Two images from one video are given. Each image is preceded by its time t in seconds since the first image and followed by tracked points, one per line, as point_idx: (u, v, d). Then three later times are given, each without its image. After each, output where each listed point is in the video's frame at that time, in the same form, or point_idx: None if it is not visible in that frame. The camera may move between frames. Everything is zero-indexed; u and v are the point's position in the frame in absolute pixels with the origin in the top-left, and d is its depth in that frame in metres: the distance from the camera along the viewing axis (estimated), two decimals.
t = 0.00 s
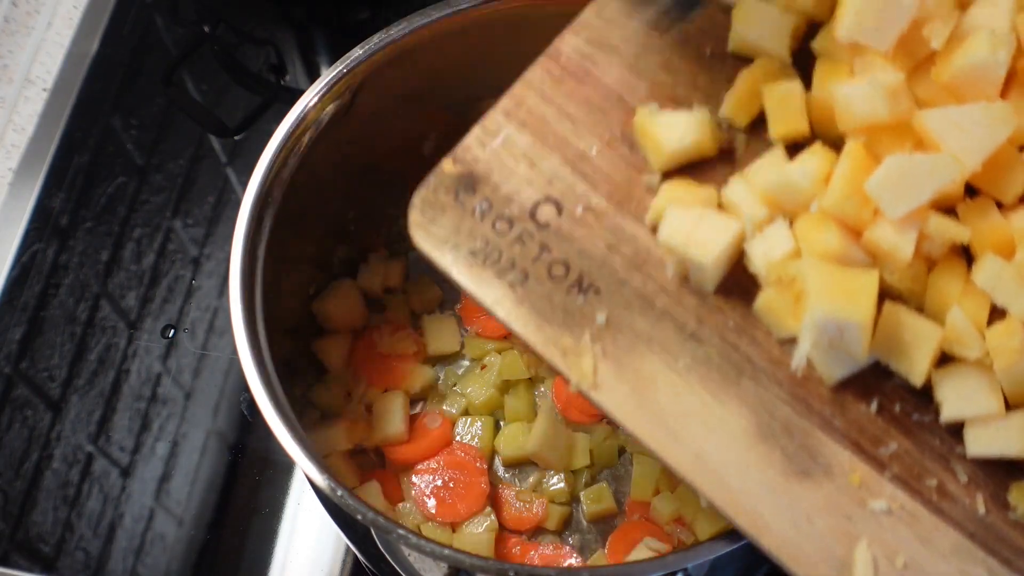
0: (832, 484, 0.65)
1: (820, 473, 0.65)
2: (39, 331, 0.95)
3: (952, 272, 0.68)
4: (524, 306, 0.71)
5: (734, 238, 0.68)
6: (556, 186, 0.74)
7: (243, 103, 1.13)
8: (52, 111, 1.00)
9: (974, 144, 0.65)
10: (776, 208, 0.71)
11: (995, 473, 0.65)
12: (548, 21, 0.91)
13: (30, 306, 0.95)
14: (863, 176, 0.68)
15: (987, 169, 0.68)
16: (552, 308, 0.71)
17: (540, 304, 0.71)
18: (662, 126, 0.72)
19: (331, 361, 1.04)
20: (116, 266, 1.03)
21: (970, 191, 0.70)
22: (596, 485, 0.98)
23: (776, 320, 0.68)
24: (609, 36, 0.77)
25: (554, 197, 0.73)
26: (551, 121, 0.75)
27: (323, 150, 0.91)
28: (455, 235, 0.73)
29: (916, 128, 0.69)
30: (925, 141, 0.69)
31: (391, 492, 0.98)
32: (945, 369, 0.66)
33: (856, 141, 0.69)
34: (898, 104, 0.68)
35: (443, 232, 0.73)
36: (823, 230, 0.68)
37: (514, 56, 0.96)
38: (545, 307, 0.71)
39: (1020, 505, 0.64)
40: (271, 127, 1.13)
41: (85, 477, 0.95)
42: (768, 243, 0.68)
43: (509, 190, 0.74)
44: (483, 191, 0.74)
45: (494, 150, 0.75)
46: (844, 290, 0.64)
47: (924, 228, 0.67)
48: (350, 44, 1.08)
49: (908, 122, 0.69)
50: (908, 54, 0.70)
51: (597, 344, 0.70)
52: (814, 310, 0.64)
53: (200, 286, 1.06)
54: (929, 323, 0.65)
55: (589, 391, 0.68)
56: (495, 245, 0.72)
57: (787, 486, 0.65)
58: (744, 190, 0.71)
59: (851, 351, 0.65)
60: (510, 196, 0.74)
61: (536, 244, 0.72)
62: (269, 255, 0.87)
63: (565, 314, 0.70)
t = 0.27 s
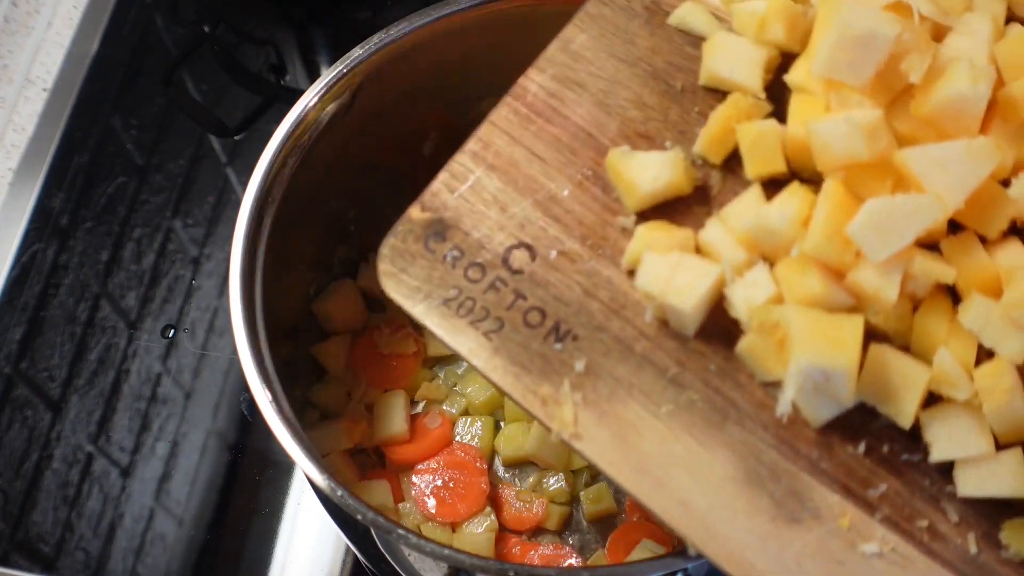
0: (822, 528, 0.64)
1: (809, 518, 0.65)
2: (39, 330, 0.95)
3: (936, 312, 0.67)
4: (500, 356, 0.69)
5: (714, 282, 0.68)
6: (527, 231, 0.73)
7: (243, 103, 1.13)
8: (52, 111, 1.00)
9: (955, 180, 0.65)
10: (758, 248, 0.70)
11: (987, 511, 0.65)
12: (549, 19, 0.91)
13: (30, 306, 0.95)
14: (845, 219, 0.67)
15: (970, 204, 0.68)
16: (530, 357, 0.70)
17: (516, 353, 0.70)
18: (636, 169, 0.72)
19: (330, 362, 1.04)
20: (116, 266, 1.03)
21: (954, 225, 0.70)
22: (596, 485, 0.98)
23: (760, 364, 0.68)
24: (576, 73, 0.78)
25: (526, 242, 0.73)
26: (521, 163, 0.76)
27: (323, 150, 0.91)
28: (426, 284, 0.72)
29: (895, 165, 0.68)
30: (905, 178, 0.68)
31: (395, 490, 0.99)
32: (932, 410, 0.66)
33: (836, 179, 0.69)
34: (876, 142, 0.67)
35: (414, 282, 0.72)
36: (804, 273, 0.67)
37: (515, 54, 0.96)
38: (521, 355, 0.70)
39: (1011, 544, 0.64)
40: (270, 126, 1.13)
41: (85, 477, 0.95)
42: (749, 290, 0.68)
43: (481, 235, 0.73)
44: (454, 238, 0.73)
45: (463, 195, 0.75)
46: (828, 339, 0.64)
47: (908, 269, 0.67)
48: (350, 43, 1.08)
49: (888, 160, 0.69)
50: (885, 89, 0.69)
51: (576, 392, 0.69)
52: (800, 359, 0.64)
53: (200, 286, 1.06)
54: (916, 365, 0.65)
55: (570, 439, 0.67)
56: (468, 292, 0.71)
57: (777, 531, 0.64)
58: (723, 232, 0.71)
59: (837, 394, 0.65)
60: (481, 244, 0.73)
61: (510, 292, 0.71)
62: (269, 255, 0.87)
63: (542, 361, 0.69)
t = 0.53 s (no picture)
0: (799, 507, 0.65)
1: (786, 497, 0.65)
2: (39, 331, 0.95)
3: (913, 291, 0.68)
4: (483, 333, 0.70)
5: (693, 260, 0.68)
6: (512, 210, 0.73)
7: (244, 103, 1.13)
8: (52, 112, 1.00)
9: (930, 161, 0.65)
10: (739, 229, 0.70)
11: (962, 490, 0.66)
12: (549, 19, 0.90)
13: (30, 306, 0.95)
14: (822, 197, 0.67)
15: (947, 185, 0.68)
16: (514, 335, 0.70)
17: (498, 331, 0.70)
18: (619, 149, 0.72)
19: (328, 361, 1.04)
20: (116, 266, 1.03)
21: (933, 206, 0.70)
22: (596, 485, 0.98)
23: (737, 342, 0.68)
24: (561, 53, 0.78)
25: (510, 220, 0.73)
26: (507, 143, 0.75)
27: (322, 150, 0.91)
28: (412, 262, 0.72)
29: (872, 145, 0.68)
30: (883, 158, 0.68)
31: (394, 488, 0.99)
32: (908, 388, 0.66)
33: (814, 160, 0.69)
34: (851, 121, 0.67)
35: (401, 260, 0.72)
36: (781, 252, 0.67)
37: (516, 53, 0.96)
38: (504, 333, 0.70)
39: (986, 524, 0.64)
40: (270, 126, 1.12)
41: (85, 477, 0.95)
42: (726, 269, 0.68)
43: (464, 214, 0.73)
44: (438, 217, 0.73)
45: (448, 174, 0.74)
46: (804, 316, 0.64)
47: (885, 249, 0.67)
48: (351, 43, 1.08)
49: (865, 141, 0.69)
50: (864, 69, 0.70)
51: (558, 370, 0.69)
52: (774, 337, 0.64)
53: (200, 287, 1.06)
54: (893, 344, 0.65)
55: (550, 417, 0.68)
56: (452, 271, 0.72)
57: (754, 509, 0.65)
58: (702, 212, 0.70)
59: (814, 373, 0.65)
60: (466, 223, 0.73)
61: (493, 271, 0.72)
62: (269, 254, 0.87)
63: (523, 338, 0.70)
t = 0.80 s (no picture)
0: (807, 519, 0.65)
1: (793, 508, 0.65)
2: (39, 331, 0.94)
3: (920, 303, 0.68)
4: (485, 343, 0.70)
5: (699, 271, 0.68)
6: (513, 219, 0.73)
7: (244, 103, 1.13)
8: (52, 111, 0.98)
9: (940, 172, 0.65)
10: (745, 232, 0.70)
11: (970, 503, 0.66)
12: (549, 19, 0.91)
13: (30, 306, 0.94)
14: (828, 209, 0.67)
15: (957, 197, 0.68)
16: (515, 345, 0.70)
17: (500, 341, 0.70)
18: (612, 172, 0.72)
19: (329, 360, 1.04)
20: (116, 266, 1.03)
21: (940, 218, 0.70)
22: (596, 485, 0.98)
23: (745, 353, 0.68)
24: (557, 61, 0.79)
25: (512, 230, 0.73)
26: (507, 151, 0.76)
27: (322, 151, 0.91)
28: (412, 272, 0.72)
29: (880, 156, 0.68)
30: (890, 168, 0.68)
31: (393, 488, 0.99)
32: (916, 401, 0.67)
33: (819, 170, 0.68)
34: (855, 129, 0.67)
35: (402, 270, 0.72)
36: (788, 263, 0.67)
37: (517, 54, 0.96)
38: (505, 343, 0.70)
39: (995, 535, 0.64)
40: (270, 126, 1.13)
41: (85, 477, 0.95)
42: (732, 281, 0.68)
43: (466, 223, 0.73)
44: (439, 226, 0.73)
45: (448, 183, 0.75)
46: (811, 328, 0.64)
47: (891, 260, 0.67)
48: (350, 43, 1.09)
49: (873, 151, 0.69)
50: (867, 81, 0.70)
51: (562, 381, 0.69)
52: (783, 349, 0.64)
53: (200, 286, 1.06)
54: (899, 355, 0.65)
55: (554, 428, 0.67)
56: (453, 280, 0.72)
57: (760, 521, 0.65)
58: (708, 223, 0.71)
59: (820, 384, 0.65)
60: (466, 232, 0.73)
61: (496, 280, 0.72)
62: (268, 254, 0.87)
63: (530, 351, 0.70)
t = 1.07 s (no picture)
0: (830, 522, 0.65)
1: (817, 513, 0.65)
2: (39, 331, 0.93)
3: (942, 309, 0.70)
4: (510, 353, 0.73)
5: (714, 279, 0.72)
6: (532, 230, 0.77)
7: (244, 103, 1.14)
8: (53, 109, 0.98)
9: (957, 176, 0.68)
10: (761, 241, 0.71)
11: (979, 498, 0.66)
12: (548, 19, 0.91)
13: (30, 306, 0.93)
14: (847, 222, 0.69)
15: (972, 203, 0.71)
16: (541, 355, 0.73)
17: (525, 351, 0.73)
18: (554, 258, 0.73)
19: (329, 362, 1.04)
20: (116, 266, 1.02)
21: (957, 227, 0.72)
22: (596, 485, 0.98)
23: (768, 363, 0.70)
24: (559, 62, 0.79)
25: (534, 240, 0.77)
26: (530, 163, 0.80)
27: (322, 151, 0.91)
28: (438, 283, 0.76)
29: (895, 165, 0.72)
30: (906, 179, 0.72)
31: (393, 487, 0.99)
32: (938, 404, 0.67)
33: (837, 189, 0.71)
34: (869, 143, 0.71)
35: (426, 281, 0.76)
36: (813, 279, 0.69)
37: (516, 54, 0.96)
38: (533, 354, 0.73)
39: (1018, 538, 0.64)
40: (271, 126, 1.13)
41: (85, 477, 0.94)
42: (752, 299, 0.70)
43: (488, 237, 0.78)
44: (464, 238, 0.78)
45: (472, 197, 0.79)
46: (837, 341, 0.66)
47: (913, 267, 0.69)
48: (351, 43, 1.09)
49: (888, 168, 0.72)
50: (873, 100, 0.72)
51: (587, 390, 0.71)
52: (809, 362, 0.65)
53: (200, 287, 1.08)
54: (923, 360, 0.67)
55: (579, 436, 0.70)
56: (477, 291, 0.76)
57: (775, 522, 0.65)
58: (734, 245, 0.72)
59: (843, 391, 0.66)
60: (490, 243, 0.77)
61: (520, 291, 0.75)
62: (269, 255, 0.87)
63: (552, 359, 0.73)
